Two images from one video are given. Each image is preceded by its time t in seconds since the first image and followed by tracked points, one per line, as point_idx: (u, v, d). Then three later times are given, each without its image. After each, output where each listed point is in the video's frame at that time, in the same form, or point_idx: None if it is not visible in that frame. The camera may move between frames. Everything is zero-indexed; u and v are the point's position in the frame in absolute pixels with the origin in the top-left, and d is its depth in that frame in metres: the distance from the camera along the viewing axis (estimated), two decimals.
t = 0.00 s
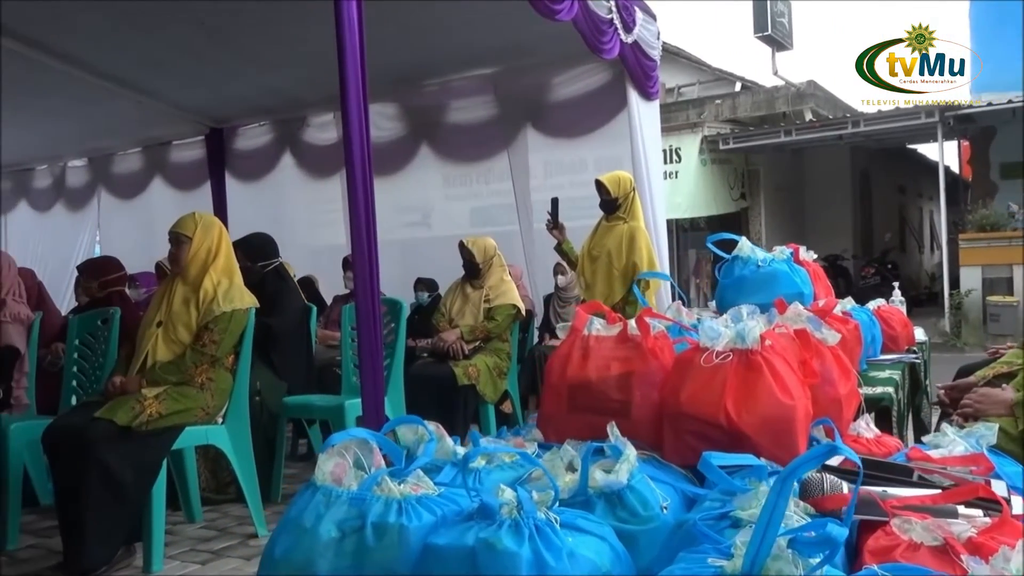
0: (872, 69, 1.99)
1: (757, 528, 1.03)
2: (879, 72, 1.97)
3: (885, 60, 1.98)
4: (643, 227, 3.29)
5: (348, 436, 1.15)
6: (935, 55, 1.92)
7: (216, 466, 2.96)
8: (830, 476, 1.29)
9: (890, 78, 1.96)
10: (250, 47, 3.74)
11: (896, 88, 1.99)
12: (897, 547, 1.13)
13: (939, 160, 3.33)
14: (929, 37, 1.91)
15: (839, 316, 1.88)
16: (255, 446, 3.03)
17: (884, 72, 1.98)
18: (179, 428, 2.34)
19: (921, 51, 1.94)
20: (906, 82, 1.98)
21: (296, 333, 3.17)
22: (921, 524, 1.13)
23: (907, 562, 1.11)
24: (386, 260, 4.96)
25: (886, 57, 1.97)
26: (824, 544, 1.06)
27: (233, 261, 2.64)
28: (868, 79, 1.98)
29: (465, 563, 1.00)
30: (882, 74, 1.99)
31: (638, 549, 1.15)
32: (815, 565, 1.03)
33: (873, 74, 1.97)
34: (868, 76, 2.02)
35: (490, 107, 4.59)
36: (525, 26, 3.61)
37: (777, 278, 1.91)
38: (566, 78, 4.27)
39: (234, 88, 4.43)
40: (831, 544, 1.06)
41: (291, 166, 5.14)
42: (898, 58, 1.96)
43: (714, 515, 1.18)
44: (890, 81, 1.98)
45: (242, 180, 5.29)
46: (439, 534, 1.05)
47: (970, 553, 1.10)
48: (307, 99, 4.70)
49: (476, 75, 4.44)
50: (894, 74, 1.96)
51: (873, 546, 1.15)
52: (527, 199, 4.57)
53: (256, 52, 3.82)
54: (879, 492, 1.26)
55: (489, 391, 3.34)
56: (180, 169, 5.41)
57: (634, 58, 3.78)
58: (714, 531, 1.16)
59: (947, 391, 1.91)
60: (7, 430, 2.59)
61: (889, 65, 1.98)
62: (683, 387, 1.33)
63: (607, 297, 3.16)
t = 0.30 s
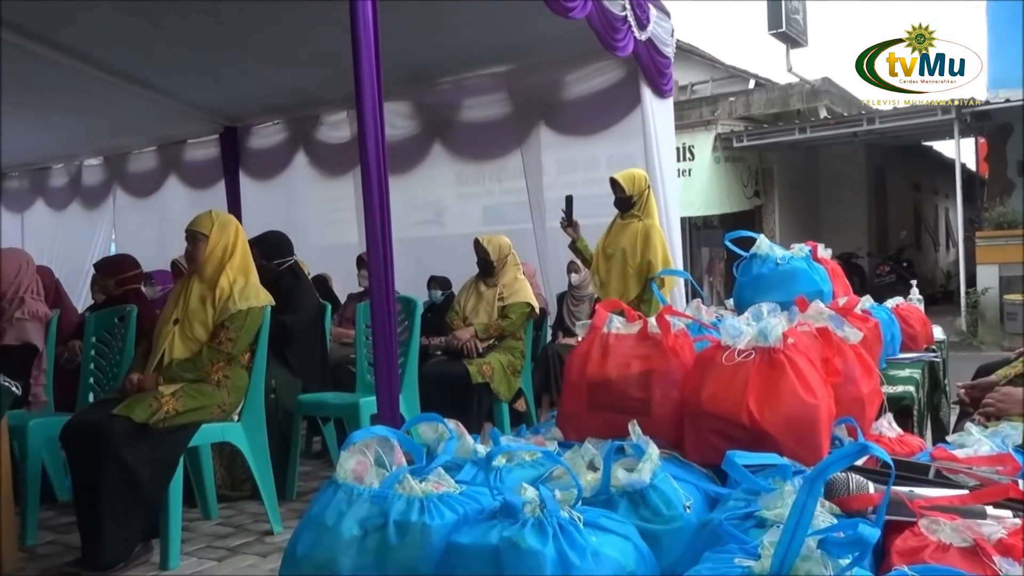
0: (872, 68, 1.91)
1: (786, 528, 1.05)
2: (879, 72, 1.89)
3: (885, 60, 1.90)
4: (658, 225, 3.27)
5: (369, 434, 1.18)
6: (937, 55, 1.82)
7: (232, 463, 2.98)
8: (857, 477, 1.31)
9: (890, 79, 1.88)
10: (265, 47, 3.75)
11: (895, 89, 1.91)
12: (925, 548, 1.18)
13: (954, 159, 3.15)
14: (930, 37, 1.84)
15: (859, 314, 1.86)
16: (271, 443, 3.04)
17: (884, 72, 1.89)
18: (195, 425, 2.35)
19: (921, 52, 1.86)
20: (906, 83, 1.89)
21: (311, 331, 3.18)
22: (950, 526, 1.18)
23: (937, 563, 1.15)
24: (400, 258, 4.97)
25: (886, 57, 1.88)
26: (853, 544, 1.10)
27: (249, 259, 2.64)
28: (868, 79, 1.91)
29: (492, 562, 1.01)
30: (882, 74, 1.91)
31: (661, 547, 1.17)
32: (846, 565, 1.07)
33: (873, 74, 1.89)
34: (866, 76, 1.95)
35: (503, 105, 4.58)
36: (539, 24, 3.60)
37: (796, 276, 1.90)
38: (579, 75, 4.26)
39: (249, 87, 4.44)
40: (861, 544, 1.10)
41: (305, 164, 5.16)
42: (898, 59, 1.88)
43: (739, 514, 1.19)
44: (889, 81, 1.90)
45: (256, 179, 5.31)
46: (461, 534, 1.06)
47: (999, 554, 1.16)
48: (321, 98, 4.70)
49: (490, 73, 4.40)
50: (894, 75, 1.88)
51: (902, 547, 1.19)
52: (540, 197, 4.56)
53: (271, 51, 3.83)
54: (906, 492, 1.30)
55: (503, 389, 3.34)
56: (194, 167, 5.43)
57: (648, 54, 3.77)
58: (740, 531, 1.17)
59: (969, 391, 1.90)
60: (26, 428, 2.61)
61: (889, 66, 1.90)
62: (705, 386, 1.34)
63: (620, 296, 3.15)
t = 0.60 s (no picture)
0: (869, 70, 1.73)
1: (817, 529, 1.06)
2: (878, 73, 1.70)
3: (884, 61, 1.70)
4: (673, 224, 3.24)
5: (391, 433, 1.19)
6: (938, 54, 1.66)
7: (248, 462, 2.98)
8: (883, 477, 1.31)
9: (889, 80, 1.70)
10: (279, 47, 3.76)
11: (894, 90, 1.73)
12: (957, 549, 1.19)
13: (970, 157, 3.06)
14: (931, 36, 1.66)
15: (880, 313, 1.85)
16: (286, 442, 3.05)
17: (885, 72, 1.71)
18: (212, 424, 2.36)
19: (922, 52, 1.69)
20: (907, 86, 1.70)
21: (326, 329, 3.19)
22: (980, 527, 1.19)
23: (969, 565, 1.16)
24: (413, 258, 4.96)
25: (886, 58, 1.70)
26: (887, 547, 1.11)
27: (265, 258, 2.65)
28: (866, 80, 1.73)
29: (515, 561, 1.01)
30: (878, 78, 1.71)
31: (685, 546, 1.19)
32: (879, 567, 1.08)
33: (871, 75, 1.71)
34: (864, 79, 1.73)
35: (516, 104, 4.57)
36: (552, 22, 3.59)
37: (815, 275, 1.89)
38: (592, 74, 4.25)
39: (262, 87, 4.45)
40: (894, 545, 1.11)
41: (318, 164, 5.16)
42: (896, 60, 1.69)
43: (766, 515, 1.20)
44: (889, 82, 1.71)
45: (270, 179, 5.32)
46: (485, 534, 1.06)
47: None
48: (334, 98, 4.70)
49: (503, 72, 4.39)
50: (894, 75, 1.69)
51: (933, 548, 1.20)
52: (554, 197, 4.55)
53: (284, 51, 3.83)
54: (935, 493, 1.32)
55: (517, 389, 3.33)
56: (208, 167, 5.45)
57: (662, 53, 3.76)
58: (768, 531, 1.18)
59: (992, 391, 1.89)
60: (45, 427, 2.62)
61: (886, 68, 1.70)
62: (728, 386, 1.36)
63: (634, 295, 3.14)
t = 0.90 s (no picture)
0: (872, 70, 2.13)
1: (854, 532, 1.18)
2: (879, 72, 2.12)
3: (885, 60, 2.11)
4: (693, 222, 3.20)
5: (416, 435, 1.34)
6: (938, 55, 2.10)
7: (269, 460, 3.00)
8: (916, 481, 1.45)
9: (891, 78, 2.12)
10: (299, 47, 3.77)
11: (897, 87, 2.15)
12: (993, 554, 1.25)
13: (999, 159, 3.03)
14: (930, 37, 2.08)
15: (906, 312, 1.84)
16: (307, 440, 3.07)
17: (884, 72, 2.12)
18: (233, 423, 2.37)
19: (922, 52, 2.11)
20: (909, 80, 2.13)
21: (345, 329, 3.20)
22: (1017, 532, 1.25)
23: (1004, 569, 1.22)
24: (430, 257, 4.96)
25: (886, 58, 2.10)
26: (924, 549, 1.23)
27: (286, 258, 2.66)
28: (869, 79, 2.15)
29: (543, 561, 1.15)
30: (882, 74, 2.13)
31: (714, 546, 1.32)
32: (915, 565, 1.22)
33: (874, 75, 2.13)
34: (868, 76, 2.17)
35: (534, 103, 4.55)
36: (572, 21, 3.57)
37: (840, 274, 1.87)
38: (609, 73, 4.23)
39: (282, 87, 4.47)
40: (935, 547, 1.24)
41: (336, 164, 5.18)
42: (899, 58, 2.11)
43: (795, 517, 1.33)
44: (890, 81, 2.13)
45: (290, 179, 5.35)
46: (512, 534, 1.20)
47: None
48: (353, 98, 4.71)
49: (520, 72, 4.32)
50: (895, 75, 2.11)
51: (968, 553, 1.27)
52: (571, 197, 4.54)
53: (304, 51, 3.84)
54: (970, 495, 1.37)
55: (536, 389, 3.32)
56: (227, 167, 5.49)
57: (681, 51, 3.73)
58: (799, 533, 1.32)
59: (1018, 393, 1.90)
60: (69, 425, 2.67)
61: (889, 65, 2.12)
62: (755, 388, 1.48)
63: (653, 295, 3.12)
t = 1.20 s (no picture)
0: (873, 69, 2.53)
1: (885, 537, 1.19)
2: (880, 69, 2.51)
3: (886, 59, 2.50)
4: (713, 221, 3.16)
5: (440, 433, 1.36)
6: (937, 55, 2.48)
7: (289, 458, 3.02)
8: (948, 483, 1.48)
9: (890, 77, 2.53)
10: (319, 48, 3.79)
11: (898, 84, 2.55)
12: None
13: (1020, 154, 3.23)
14: (929, 38, 2.45)
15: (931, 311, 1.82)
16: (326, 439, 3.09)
17: (884, 71, 2.52)
18: (254, 421, 2.39)
19: (922, 52, 2.49)
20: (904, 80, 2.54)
21: (363, 328, 3.20)
22: None
23: None
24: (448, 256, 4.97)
25: (885, 57, 2.49)
26: (957, 554, 1.25)
27: (307, 257, 2.68)
28: (870, 77, 2.55)
29: (569, 559, 1.16)
30: (883, 71, 2.53)
31: (739, 547, 1.33)
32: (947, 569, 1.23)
33: (876, 72, 2.52)
34: (868, 75, 2.58)
35: (551, 103, 4.55)
36: (591, 20, 3.57)
37: (864, 273, 1.85)
38: (627, 72, 4.21)
39: (301, 88, 4.50)
40: (970, 552, 1.25)
41: (355, 164, 5.21)
42: (899, 58, 2.50)
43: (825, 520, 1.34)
44: (891, 78, 2.53)
45: (308, 178, 5.35)
46: (538, 534, 1.22)
47: None
48: (371, 98, 4.73)
49: (539, 71, 4.31)
50: (896, 72, 2.51)
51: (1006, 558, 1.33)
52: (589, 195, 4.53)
53: (324, 52, 3.86)
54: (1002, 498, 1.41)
55: (555, 388, 3.32)
56: (247, 167, 5.53)
57: (700, 50, 3.71)
58: (828, 535, 1.32)
59: None
60: (93, 423, 2.69)
61: (889, 64, 2.51)
62: (781, 387, 1.48)
63: (671, 294, 3.09)
